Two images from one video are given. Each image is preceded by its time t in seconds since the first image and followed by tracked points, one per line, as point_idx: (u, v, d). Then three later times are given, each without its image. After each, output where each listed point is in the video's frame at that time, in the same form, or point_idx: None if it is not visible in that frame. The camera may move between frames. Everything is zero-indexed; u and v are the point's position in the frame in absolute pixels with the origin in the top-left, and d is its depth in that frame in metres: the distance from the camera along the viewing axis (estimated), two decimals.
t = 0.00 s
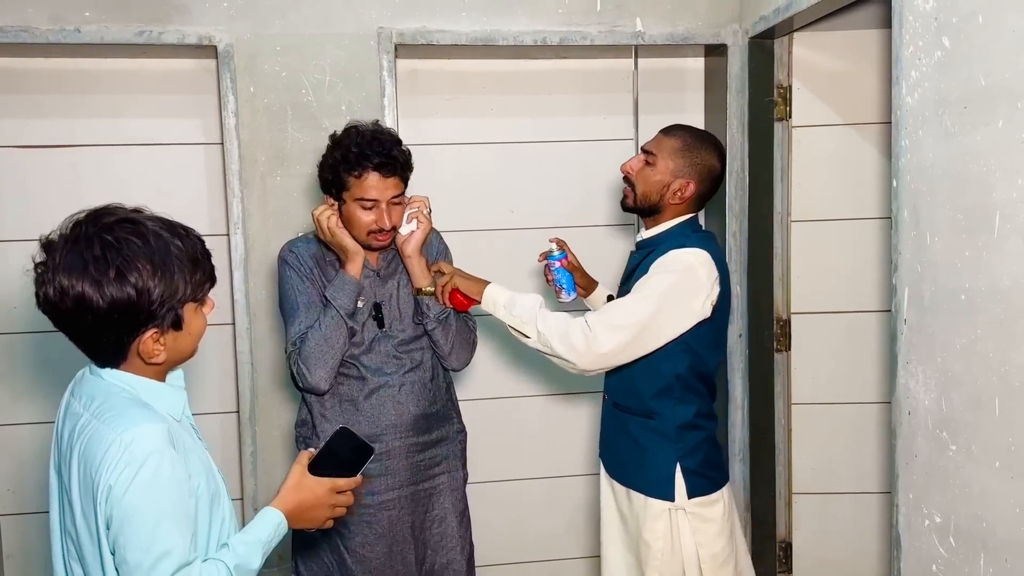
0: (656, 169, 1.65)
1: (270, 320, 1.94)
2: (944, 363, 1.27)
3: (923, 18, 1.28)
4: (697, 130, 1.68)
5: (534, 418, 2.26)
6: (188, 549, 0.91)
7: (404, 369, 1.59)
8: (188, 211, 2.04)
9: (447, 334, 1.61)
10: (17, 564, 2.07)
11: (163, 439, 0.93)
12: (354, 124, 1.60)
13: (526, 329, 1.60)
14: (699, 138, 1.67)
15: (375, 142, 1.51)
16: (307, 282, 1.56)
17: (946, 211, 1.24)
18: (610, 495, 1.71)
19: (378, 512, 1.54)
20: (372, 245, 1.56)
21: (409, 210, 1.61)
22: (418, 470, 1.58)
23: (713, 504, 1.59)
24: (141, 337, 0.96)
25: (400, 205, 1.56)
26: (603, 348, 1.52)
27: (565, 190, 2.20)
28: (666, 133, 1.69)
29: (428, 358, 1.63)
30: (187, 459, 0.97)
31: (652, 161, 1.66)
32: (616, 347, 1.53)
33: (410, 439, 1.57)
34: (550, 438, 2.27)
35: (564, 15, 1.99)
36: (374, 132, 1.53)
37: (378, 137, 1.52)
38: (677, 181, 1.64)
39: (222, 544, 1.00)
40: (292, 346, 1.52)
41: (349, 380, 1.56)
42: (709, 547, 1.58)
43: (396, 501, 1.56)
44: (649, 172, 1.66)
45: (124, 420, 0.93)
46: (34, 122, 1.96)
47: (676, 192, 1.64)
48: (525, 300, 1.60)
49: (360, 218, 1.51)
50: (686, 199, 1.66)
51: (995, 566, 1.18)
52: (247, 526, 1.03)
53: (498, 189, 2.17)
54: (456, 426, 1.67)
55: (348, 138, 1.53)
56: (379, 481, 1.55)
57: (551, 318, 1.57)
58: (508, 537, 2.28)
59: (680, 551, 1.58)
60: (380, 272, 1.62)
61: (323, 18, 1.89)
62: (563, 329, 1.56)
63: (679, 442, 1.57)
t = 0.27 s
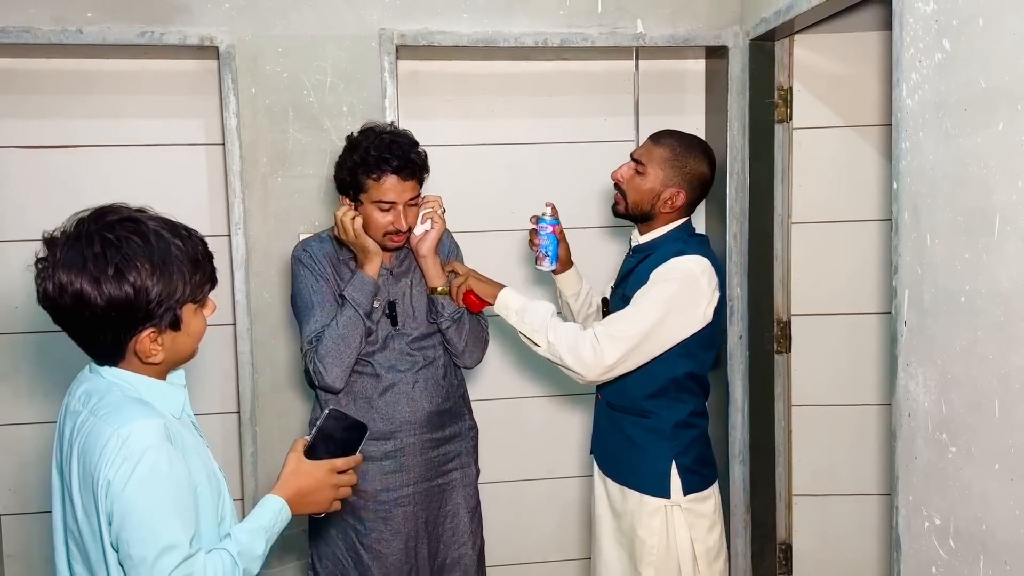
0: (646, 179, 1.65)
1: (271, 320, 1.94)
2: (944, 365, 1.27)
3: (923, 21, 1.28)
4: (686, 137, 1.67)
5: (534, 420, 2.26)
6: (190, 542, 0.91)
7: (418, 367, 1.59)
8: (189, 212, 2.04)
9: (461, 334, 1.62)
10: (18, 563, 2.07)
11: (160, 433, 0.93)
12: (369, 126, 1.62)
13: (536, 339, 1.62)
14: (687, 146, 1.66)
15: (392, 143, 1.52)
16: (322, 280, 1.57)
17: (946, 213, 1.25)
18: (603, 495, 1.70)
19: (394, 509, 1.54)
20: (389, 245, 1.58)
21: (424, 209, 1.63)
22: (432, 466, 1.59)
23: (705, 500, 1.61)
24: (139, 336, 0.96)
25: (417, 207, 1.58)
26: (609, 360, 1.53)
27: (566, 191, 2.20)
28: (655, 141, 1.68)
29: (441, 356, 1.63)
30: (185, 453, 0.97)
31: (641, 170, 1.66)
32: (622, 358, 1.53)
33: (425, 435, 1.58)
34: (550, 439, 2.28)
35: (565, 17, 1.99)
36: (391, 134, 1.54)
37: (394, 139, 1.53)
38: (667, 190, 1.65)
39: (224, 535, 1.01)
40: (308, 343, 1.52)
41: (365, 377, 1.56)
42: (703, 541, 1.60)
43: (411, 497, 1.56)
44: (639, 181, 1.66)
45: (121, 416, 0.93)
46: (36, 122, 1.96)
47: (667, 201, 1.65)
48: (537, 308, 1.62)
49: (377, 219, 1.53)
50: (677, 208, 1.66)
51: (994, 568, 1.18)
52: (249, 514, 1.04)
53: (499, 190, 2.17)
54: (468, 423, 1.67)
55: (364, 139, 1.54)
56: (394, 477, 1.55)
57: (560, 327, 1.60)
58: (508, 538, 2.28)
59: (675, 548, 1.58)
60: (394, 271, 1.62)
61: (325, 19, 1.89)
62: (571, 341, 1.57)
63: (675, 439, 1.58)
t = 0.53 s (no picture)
0: (645, 183, 1.65)
1: (272, 321, 1.94)
2: (944, 367, 1.27)
3: (924, 22, 1.28)
4: (685, 139, 1.67)
5: (535, 420, 2.26)
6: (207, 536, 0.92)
7: (426, 366, 1.59)
8: (191, 212, 2.04)
9: (476, 334, 1.62)
10: (18, 563, 2.07)
11: (168, 430, 0.94)
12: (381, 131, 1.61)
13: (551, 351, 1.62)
14: (686, 147, 1.66)
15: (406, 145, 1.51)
16: (332, 277, 1.57)
17: (947, 215, 1.25)
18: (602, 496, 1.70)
19: (401, 506, 1.55)
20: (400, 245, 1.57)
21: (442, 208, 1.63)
22: (440, 464, 1.59)
23: (704, 501, 1.62)
24: (138, 337, 0.96)
25: (429, 207, 1.56)
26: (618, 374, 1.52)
27: (567, 193, 2.20)
28: (653, 144, 1.68)
29: (450, 355, 1.63)
30: (193, 449, 0.98)
31: (641, 174, 1.66)
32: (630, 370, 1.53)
33: (432, 434, 1.58)
34: (551, 440, 2.28)
35: (567, 18, 1.99)
36: (404, 136, 1.53)
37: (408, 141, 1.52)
38: (667, 194, 1.64)
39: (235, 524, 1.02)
40: (315, 339, 1.53)
41: (373, 375, 1.56)
42: (702, 543, 1.61)
43: (418, 494, 1.56)
44: (639, 185, 1.66)
45: (128, 416, 0.93)
46: (38, 122, 1.97)
47: (667, 205, 1.65)
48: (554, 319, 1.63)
49: (387, 220, 1.52)
50: (677, 211, 1.66)
51: (995, 570, 1.18)
52: (257, 501, 1.06)
53: (500, 191, 2.17)
54: (477, 423, 1.67)
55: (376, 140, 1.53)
56: (401, 475, 1.56)
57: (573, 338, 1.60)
58: (508, 538, 2.28)
59: (674, 550, 1.58)
60: (405, 269, 1.63)
61: (327, 20, 1.89)
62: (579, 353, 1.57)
63: (674, 441, 1.58)
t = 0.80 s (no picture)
0: (648, 190, 1.65)
1: (273, 321, 1.95)
2: (945, 369, 1.27)
3: (926, 25, 1.28)
4: (685, 141, 1.65)
5: (536, 422, 2.26)
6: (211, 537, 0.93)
7: (427, 367, 1.59)
8: (192, 213, 2.05)
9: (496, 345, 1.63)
10: (19, 563, 2.07)
11: (173, 432, 0.94)
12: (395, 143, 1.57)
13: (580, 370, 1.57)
14: (686, 150, 1.64)
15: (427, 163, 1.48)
16: (338, 276, 1.58)
17: (948, 217, 1.25)
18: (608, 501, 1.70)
19: (396, 506, 1.56)
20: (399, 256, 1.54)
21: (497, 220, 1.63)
22: (437, 466, 1.59)
23: (709, 506, 1.60)
24: (141, 338, 0.96)
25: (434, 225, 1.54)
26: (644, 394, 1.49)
27: (569, 194, 2.20)
28: (654, 149, 1.67)
29: (455, 358, 1.63)
30: (196, 450, 0.98)
31: (642, 180, 1.65)
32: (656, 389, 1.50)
33: (429, 436, 1.58)
34: (551, 442, 2.28)
35: (568, 20, 2.00)
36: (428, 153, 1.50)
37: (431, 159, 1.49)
38: (670, 198, 1.64)
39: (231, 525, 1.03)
40: (316, 332, 1.56)
41: (373, 374, 1.58)
42: (707, 548, 1.58)
43: (413, 495, 1.57)
44: (641, 190, 1.66)
45: (133, 418, 0.93)
46: (40, 123, 1.97)
47: (671, 209, 1.64)
48: (583, 337, 1.58)
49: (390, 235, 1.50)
50: (682, 215, 1.65)
51: (995, 572, 1.17)
52: (246, 503, 1.06)
53: (501, 192, 2.18)
54: (480, 428, 1.66)
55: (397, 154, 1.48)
56: (397, 475, 1.57)
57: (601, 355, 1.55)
58: (509, 539, 2.28)
59: (679, 555, 1.57)
60: (414, 271, 1.61)
61: (328, 21, 1.90)
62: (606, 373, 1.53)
63: (679, 446, 1.58)
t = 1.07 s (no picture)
0: (654, 190, 1.64)
1: (275, 321, 1.95)
2: (946, 370, 1.27)
3: (927, 26, 1.28)
4: (689, 140, 1.65)
5: (537, 422, 2.26)
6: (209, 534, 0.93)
7: (427, 369, 1.60)
8: (194, 213, 2.05)
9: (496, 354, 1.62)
10: (20, 562, 2.07)
11: (168, 430, 0.94)
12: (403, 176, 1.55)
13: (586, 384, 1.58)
14: (691, 149, 1.64)
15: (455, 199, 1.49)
16: (340, 278, 1.58)
17: (949, 218, 1.25)
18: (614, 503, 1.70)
19: (396, 505, 1.56)
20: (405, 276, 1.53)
21: (486, 233, 1.63)
22: (437, 468, 1.59)
23: (716, 510, 1.59)
24: (138, 336, 0.97)
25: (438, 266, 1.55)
26: (657, 402, 1.49)
27: (570, 194, 2.20)
28: (658, 149, 1.66)
29: (454, 360, 1.63)
30: (193, 448, 0.98)
31: (649, 180, 1.65)
32: (669, 394, 1.49)
33: (429, 437, 1.58)
34: (552, 442, 2.28)
35: (570, 21, 2.00)
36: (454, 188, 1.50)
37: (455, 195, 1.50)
38: (677, 198, 1.63)
39: (228, 522, 1.03)
40: (319, 335, 1.57)
41: (374, 375, 1.58)
42: (713, 552, 1.57)
43: (413, 495, 1.57)
44: (648, 191, 1.65)
45: (129, 417, 0.93)
46: (42, 122, 1.97)
47: (678, 209, 1.64)
48: (586, 350, 1.59)
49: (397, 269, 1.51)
50: (689, 213, 1.65)
51: (995, 574, 1.17)
52: (244, 501, 1.06)
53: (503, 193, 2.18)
54: (480, 429, 1.66)
55: (427, 187, 1.46)
56: (398, 475, 1.57)
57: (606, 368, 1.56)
58: (510, 540, 2.28)
59: (684, 559, 1.56)
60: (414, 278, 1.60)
61: (330, 22, 1.90)
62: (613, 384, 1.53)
63: (684, 449, 1.57)
